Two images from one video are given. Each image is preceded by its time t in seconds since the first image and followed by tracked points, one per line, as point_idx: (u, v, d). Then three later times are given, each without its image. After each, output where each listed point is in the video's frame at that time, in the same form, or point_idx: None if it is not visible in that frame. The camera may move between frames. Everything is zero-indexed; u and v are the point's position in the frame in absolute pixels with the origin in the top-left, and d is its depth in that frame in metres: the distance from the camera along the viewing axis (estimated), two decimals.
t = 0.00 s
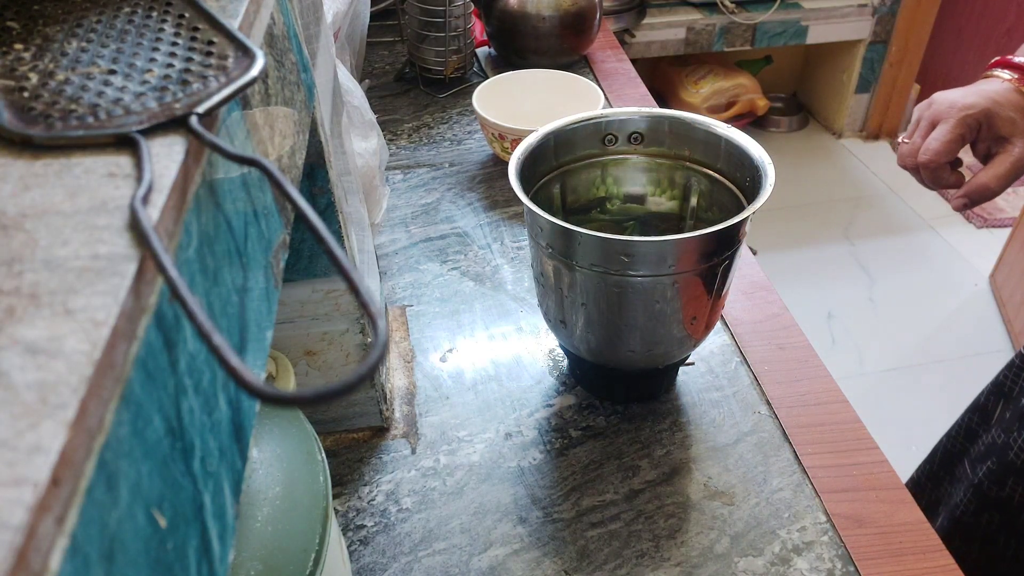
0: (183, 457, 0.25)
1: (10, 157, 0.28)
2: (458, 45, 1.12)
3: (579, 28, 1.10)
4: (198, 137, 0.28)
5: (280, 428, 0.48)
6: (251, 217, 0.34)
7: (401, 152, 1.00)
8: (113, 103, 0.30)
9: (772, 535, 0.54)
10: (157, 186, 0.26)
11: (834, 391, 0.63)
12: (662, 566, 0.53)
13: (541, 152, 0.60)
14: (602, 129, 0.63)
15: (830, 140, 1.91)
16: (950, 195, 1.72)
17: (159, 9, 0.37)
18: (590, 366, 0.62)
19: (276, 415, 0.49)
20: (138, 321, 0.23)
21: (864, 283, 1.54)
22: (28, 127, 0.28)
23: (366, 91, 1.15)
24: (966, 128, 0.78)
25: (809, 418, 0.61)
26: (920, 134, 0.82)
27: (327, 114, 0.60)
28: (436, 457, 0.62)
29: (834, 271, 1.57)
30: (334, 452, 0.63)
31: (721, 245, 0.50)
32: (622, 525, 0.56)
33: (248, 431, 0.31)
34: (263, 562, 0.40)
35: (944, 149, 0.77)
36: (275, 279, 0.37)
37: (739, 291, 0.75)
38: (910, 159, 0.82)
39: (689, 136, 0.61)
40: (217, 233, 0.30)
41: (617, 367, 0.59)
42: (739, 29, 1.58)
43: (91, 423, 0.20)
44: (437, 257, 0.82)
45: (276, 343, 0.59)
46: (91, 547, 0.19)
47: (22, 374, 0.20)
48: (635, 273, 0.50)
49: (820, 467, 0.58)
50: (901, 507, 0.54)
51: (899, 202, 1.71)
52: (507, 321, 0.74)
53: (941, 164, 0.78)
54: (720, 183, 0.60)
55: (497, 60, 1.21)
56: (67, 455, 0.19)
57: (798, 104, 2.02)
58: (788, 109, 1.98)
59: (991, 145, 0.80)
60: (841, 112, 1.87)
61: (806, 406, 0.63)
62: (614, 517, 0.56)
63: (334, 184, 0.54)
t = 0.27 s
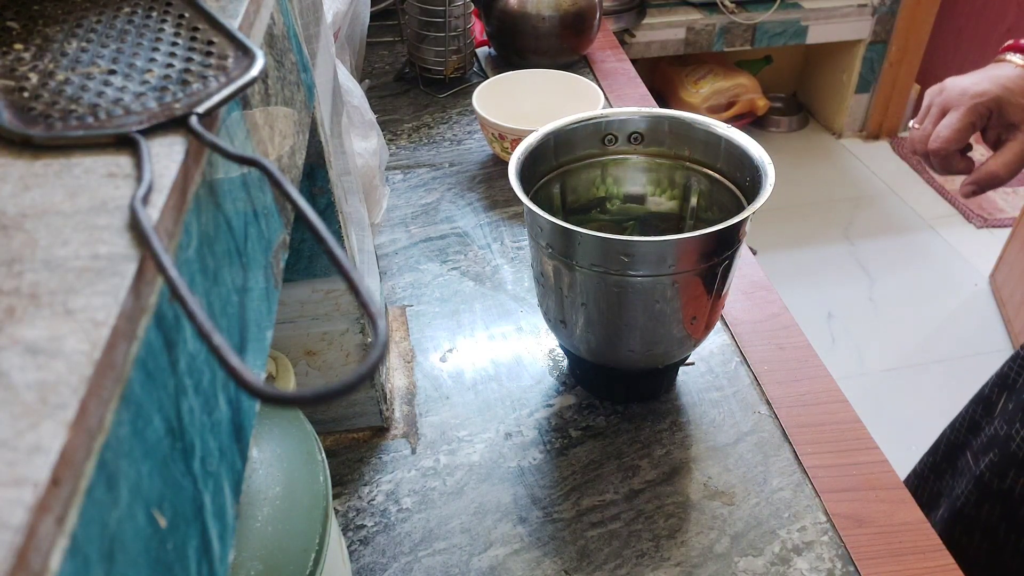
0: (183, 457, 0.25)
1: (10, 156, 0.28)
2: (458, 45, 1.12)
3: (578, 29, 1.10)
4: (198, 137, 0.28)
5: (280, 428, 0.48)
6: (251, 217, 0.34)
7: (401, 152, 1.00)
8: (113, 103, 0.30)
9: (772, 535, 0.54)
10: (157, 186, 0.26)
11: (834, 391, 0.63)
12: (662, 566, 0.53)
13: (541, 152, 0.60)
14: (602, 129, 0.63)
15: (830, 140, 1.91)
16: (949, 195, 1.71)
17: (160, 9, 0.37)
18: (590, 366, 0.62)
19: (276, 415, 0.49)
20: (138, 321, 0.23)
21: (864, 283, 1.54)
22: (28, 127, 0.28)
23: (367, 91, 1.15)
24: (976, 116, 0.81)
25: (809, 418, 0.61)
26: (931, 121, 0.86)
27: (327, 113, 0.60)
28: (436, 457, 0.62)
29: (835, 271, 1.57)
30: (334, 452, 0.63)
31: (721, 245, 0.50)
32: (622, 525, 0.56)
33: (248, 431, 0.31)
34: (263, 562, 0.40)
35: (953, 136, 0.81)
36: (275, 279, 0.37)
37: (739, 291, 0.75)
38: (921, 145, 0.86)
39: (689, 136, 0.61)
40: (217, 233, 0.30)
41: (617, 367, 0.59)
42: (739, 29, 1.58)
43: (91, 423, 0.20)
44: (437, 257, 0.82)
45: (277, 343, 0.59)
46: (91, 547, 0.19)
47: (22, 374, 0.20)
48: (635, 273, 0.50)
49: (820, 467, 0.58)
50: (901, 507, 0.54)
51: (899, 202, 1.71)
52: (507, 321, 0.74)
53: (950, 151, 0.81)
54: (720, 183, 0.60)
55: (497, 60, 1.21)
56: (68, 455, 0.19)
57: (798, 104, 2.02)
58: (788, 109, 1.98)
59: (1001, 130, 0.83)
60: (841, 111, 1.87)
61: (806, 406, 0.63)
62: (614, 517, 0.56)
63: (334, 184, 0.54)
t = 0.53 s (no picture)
0: (182, 457, 0.25)
1: (10, 156, 0.28)
2: (458, 45, 1.12)
3: (578, 29, 1.10)
4: (197, 137, 0.28)
5: (280, 428, 0.48)
6: (251, 217, 0.34)
7: (401, 152, 1.00)
8: (113, 103, 0.30)
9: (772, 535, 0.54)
10: (157, 186, 0.26)
11: (834, 391, 0.63)
12: (662, 566, 0.53)
13: (541, 152, 0.60)
14: (601, 129, 0.63)
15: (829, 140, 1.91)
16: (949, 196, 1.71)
17: (160, 9, 0.37)
18: (590, 366, 0.62)
19: (276, 414, 0.49)
20: (138, 321, 0.23)
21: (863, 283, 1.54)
22: (28, 127, 0.28)
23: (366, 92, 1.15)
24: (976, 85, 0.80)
25: (809, 419, 0.61)
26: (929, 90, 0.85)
27: (327, 114, 0.60)
28: (435, 457, 0.62)
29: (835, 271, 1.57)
30: (334, 452, 0.63)
31: (721, 245, 0.50)
32: (622, 525, 0.56)
33: (248, 431, 0.31)
34: (263, 562, 0.40)
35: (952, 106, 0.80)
36: (275, 279, 0.37)
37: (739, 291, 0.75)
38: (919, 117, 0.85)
39: (689, 136, 0.61)
40: (217, 233, 0.30)
41: (617, 367, 0.59)
42: (739, 29, 1.58)
43: (91, 423, 0.20)
44: (437, 257, 0.82)
45: (277, 343, 0.60)
46: (91, 547, 0.19)
47: (22, 374, 0.20)
48: (635, 273, 0.50)
49: (820, 466, 0.58)
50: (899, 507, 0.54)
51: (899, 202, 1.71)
52: (507, 321, 0.74)
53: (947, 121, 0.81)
54: (720, 183, 0.60)
55: (497, 60, 1.22)
56: (68, 455, 0.19)
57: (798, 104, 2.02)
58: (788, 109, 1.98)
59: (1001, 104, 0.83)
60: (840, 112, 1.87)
61: (805, 406, 0.63)
62: (614, 517, 0.56)
63: (334, 184, 0.54)
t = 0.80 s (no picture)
0: (182, 457, 0.25)
1: (10, 156, 0.28)
2: (458, 45, 1.12)
3: (578, 28, 1.10)
4: (197, 137, 0.28)
5: (280, 428, 0.48)
6: (251, 217, 0.34)
7: (401, 152, 1.00)
8: (113, 103, 0.30)
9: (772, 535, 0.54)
10: (157, 186, 0.26)
11: (834, 392, 0.63)
12: (662, 566, 0.53)
13: (541, 152, 0.60)
14: (601, 129, 0.63)
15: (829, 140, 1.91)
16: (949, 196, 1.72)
17: (160, 9, 0.37)
18: (590, 366, 0.62)
19: (276, 414, 0.49)
20: (138, 321, 0.23)
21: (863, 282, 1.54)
22: (28, 127, 0.28)
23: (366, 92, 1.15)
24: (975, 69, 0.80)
25: (809, 419, 0.61)
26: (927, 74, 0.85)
27: (327, 113, 0.60)
28: (435, 457, 0.62)
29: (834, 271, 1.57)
30: (334, 452, 0.63)
31: (721, 245, 0.50)
32: (622, 525, 0.56)
33: (248, 431, 0.31)
34: (263, 562, 0.40)
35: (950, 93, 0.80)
36: (275, 279, 0.37)
37: (739, 291, 0.75)
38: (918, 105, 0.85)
39: (689, 136, 0.61)
40: (217, 233, 0.30)
41: (617, 367, 0.59)
42: (739, 29, 1.58)
43: (90, 423, 0.20)
44: (437, 257, 0.82)
45: (277, 343, 0.60)
46: (91, 547, 0.19)
47: (22, 374, 0.20)
48: (635, 273, 0.50)
49: (820, 466, 0.57)
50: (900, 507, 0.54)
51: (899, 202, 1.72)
52: (507, 320, 0.74)
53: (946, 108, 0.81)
54: (720, 183, 0.60)
55: (497, 60, 1.22)
56: (67, 455, 0.19)
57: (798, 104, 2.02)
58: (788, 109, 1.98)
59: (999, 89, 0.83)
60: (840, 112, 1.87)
61: (805, 406, 0.63)
62: (614, 517, 0.56)
63: (334, 184, 0.54)
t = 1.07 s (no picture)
0: (182, 457, 0.25)
1: (10, 156, 0.28)
2: (458, 45, 1.12)
3: (578, 28, 1.10)
4: (197, 137, 0.28)
5: (280, 428, 0.48)
6: (251, 217, 0.34)
7: (401, 152, 1.00)
8: (113, 103, 0.30)
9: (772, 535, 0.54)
10: (157, 186, 0.26)
11: (834, 392, 0.63)
12: (662, 566, 0.53)
13: (540, 152, 0.60)
14: (601, 129, 0.63)
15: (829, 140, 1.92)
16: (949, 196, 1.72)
17: (159, 9, 0.37)
18: (590, 366, 0.62)
19: (276, 414, 0.49)
20: (138, 321, 0.23)
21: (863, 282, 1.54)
22: (28, 127, 0.28)
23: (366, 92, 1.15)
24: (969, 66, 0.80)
25: (810, 419, 0.61)
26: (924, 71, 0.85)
27: (326, 114, 0.60)
28: (435, 457, 0.62)
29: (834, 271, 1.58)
30: (334, 452, 0.63)
31: (721, 245, 0.50)
32: (622, 525, 0.56)
33: (248, 431, 0.31)
34: (263, 562, 0.40)
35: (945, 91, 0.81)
36: (275, 279, 0.37)
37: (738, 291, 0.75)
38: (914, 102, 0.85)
39: (689, 136, 0.61)
40: (216, 233, 0.30)
41: (616, 367, 0.59)
42: (739, 29, 1.58)
43: (91, 423, 0.20)
44: (437, 257, 0.82)
45: (276, 343, 0.60)
46: (91, 547, 0.19)
47: (22, 374, 0.20)
48: (634, 273, 0.50)
49: (820, 466, 0.57)
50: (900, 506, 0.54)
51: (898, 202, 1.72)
52: (507, 320, 0.74)
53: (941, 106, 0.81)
54: (720, 183, 0.60)
55: (497, 60, 1.22)
56: (68, 455, 0.19)
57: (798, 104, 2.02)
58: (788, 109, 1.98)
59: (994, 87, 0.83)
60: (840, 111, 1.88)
61: (805, 406, 0.63)
62: (614, 517, 0.56)
63: (334, 184, 0.54)
